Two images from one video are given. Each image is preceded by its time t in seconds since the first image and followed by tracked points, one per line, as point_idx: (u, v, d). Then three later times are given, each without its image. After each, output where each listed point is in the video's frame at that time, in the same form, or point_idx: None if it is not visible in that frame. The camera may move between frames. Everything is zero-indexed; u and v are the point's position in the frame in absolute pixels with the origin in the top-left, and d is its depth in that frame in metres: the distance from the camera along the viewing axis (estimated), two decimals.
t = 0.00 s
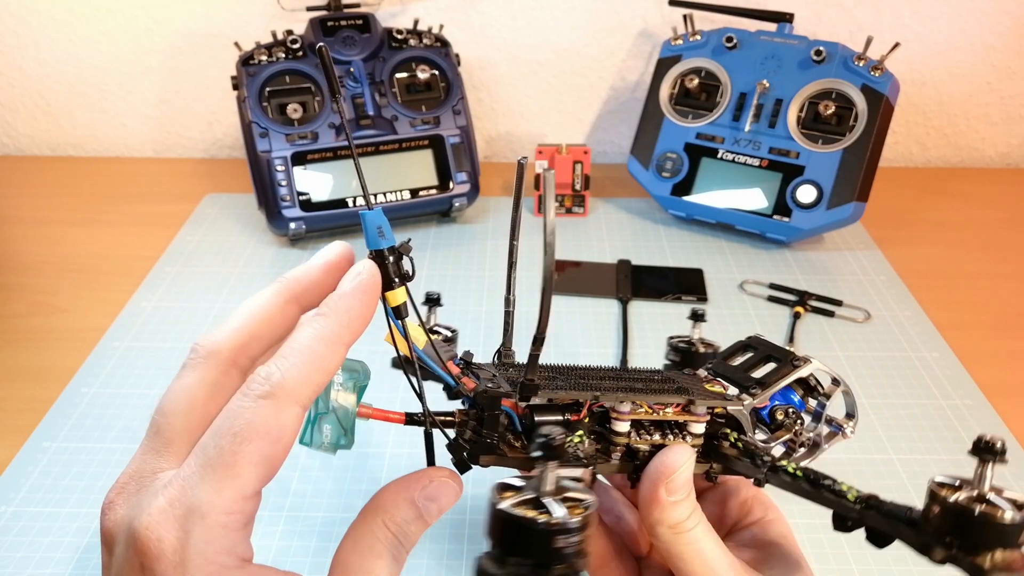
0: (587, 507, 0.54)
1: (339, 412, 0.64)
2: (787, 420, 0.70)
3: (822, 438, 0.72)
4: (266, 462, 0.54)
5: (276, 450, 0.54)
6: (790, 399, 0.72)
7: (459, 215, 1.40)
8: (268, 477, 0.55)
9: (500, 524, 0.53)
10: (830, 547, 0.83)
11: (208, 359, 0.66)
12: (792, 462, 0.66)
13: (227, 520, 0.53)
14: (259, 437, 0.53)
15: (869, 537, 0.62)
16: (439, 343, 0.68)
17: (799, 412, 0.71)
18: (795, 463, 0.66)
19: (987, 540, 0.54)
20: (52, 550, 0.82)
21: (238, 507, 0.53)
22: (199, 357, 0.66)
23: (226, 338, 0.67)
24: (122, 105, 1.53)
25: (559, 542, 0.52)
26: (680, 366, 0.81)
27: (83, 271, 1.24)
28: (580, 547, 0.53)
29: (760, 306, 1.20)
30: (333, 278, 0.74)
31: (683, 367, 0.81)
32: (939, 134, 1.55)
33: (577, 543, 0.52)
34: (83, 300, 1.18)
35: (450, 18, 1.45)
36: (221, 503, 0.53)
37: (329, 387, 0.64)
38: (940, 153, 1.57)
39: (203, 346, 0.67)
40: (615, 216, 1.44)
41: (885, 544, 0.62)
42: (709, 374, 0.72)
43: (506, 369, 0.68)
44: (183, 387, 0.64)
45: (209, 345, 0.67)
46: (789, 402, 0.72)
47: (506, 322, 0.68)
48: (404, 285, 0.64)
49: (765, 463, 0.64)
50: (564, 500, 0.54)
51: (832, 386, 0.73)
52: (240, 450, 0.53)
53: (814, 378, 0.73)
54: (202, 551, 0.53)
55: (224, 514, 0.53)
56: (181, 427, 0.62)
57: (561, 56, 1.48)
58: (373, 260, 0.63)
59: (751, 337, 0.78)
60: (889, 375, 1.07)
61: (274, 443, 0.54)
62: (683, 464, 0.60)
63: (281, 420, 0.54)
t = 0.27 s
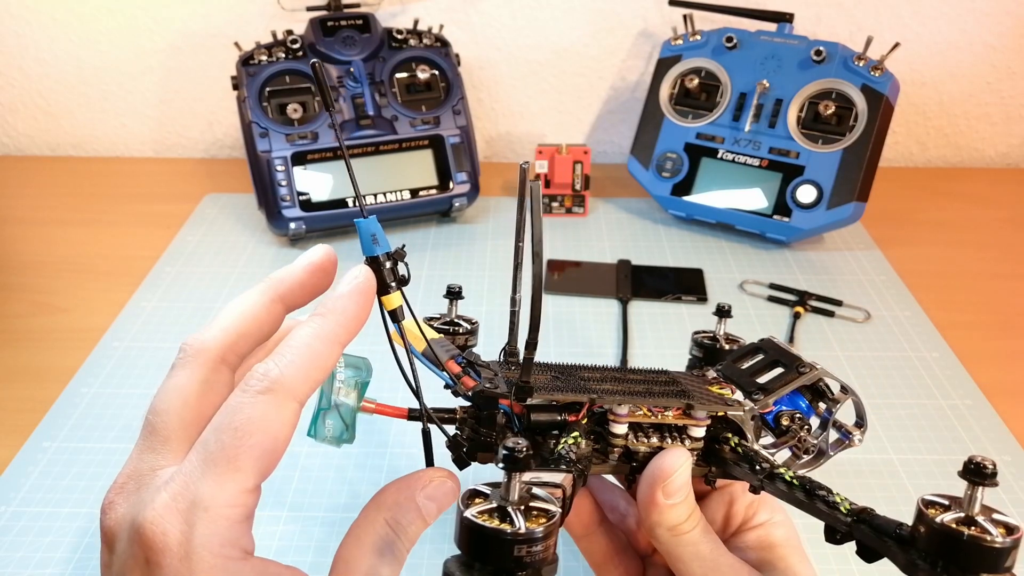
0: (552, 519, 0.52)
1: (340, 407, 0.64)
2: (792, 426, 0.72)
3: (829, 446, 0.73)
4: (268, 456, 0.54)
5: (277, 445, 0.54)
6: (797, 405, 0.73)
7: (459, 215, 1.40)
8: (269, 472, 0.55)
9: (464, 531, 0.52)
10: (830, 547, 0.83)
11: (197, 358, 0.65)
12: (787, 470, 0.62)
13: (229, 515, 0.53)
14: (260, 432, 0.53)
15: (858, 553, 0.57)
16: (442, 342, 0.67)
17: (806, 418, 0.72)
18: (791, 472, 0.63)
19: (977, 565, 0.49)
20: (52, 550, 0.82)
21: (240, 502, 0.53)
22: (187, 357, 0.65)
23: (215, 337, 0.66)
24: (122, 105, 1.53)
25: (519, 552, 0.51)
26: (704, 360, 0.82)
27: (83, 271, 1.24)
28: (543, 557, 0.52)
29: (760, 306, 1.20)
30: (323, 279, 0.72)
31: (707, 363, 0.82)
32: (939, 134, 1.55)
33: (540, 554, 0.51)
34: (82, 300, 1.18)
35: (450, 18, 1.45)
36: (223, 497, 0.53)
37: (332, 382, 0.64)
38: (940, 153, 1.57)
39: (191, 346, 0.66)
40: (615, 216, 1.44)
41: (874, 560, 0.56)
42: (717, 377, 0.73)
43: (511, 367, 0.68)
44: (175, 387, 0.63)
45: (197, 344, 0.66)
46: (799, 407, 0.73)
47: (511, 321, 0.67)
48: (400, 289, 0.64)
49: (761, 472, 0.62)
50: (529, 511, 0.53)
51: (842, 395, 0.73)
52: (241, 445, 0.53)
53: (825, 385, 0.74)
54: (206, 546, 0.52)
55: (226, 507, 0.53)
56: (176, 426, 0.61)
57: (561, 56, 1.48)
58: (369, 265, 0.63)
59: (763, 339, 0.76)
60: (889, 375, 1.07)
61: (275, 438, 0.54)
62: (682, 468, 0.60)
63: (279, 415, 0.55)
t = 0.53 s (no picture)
0: (548, 524, 0.51)
1: (343, 408, 0.65)
2: (796, 428, 0.71)
3: (833, 450, 0.73)
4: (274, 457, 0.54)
5: (282, 445, 0.54)
6: (802, 407, 0.73)
7: (459, 215, 1.40)
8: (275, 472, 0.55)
9: (457, 536, 0.51)
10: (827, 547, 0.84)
11: (200, 361, 0.65)
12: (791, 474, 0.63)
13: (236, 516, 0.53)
14: (266, 433, 0.53)
15: (859, 558, 0.57)
16: (444, 343, 0.68)
17: (810, 421, 0.72)
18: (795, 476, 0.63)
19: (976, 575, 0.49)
20: (52, 550, 0.82)
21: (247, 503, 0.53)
22: (190, 360, 0.65)
23: (217, 340, 0.66)
24: (122, 105, 1.53)
25: (511, 557, 0.49)
26: (710, 360, 0.83)
27: (83, 270, 1.24)
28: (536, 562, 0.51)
29: (760, 306, 1.20)
30: (326, 283, 0.72)
31: (714, 362, 0.82)
32: (939, 134, 1.55)
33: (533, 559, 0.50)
34: (82, 300, 1.18)
35: (450, 18, 1.45)
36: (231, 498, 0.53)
37: (335, 383, 0.65)
38: (940, 152, 1.57)
39: (194, 349, 0.66)
40: (615, 216, 1.44)
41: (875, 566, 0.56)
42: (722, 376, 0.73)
43: (514, 368, 0.67)
44: (179, 389, 0.63)
45: (200, 347, 0.66)
46: (803, 409, 0.73)
47: (515, 322, 0.66)
48: (403, 291, 0.64)
49: (762, 476, 0.62)
50: (524, 515, 0.52)
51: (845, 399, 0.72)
52: (248, 446, 0.53)
53: (830, 387, 0.73)
54: (214, 547, 0.52)
55: (233, 508, 0.53)
56: (182, 427, 0.61)
57: (561, 56, 1.48)
58: (371, 267, 0.63)
59: (768, 341, 0.76)
60: (889, 375, 1.07)
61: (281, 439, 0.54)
62: (684, 470, 0.60)
63: (284, 416, 0.55)
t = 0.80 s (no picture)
0: (554, 521, 0.51)
1: (353, 405, 0.65)
2: (805, 429, 0.72)
3: (842, 450, 0.72)
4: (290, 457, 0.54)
5: (298, 447, 0.55)
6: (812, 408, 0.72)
7: (459, 215, 1.40)
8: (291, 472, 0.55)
9: (464, 533, 0.51)
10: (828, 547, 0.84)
11: (216, 362, 0.65)
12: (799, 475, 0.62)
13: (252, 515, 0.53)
14: (281, 434, 0.54)
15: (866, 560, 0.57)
16: (454, 340, 0.67)
17: (819, 422, 0.72)
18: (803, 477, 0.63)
19: None
20: (53, 550, 0.82)
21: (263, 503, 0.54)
22: (205, 361, 0.65)
23: (232, 340, 0.66)
24: (122, 105, 1.53)
25: (517, 553, 0.50)
26: (721, 360, 0.82)
27: (83, 270, 1.24)
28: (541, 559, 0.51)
29: (760, 306, 1.20)
30: (337, 285, 0.72)
31: (725, 362, 0.82)
32: (939, 134, 1.55)
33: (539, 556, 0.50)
34: (82, 300, 1.18)
35: (450, 18, 1.45)
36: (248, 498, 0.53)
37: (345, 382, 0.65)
38: (940, 152, 1.57)
39: (209, 349, 0.66)
40: (615, 216, 1.44)
41: (882, 568, 0.56)
42: (730, 377, 0.73)
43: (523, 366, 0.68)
44: (194, 390, 0.63)
45: (215, 348, 0.66)
46: (813, 410, 0.73)
47: (525, 320, 0.66)
48: (413, 289, 0.64)
49: (771, 475, 0.62)
50: (530, 512, 0.52)
51: (855, 399, 0.71)
52: (264, 446, 0.53)
53: (841, 388, 0.72)
54: (231, 546, 0.53)
55: (249, 508, 0.53)
56: (199, 428, 0.61)
57: (561, 56, 1.48)
58: (382, 265, 0.63)
59: (779, 342, 0.76)
60: (889, 375, 1.07)
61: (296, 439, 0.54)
62: (694, 469, 0.60)
63: (299, 417, 0.55)
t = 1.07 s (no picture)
0: (567, 515, 0.52)
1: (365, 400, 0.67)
2: (813, 430, 0.71)
3: (849, 450, 0.72)
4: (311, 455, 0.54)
5: (318, 445, 0.54)
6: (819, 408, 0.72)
7: (459, 215, 1.40)
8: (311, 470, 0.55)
9: (479, 526, 0.51)
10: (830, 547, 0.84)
11: (233, 361, 0.64)
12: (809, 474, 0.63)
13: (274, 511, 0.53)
14: (303, 432, 0.54)
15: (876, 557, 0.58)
16: (466, 337, 0.67)
17: (827, 422, 0.72)
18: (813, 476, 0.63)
19: None
20: (53, 550, 0.82)
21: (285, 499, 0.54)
22: (222, 360, 0.64)
23: (249, 340, 0.66)
24: (122, 105, 1.53)
25: (530, 545, 0.50)
26: (729, 361, 0.82)
27: (83, 271, 1.24)
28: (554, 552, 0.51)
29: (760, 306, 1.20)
30: (349, 285, 0.72)
31: (732, 363, 0.82)
32: (939, 134, 1.55)
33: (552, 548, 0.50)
34: (81, 300, 1.18)
35: (450, 18, 1.45)
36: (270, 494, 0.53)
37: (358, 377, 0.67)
38: (940, 152, 1.57)
39: (225, 349, 0.65)
40: (615, 216, 1.44)
41: (890, 566, 0.57)
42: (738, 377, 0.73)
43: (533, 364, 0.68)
44: (212, 389, 0.62)
45: (231, 347, 0.65)
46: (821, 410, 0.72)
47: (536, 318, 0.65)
48: (426, 286, 0.65)
49: (779, 475, 0.62)
50: (543, 506, 0.52)
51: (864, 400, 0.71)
52: (286, 444, 0.53)
53: (849, 389, 0.72)
54: (252, 542, 0.53)
55: (271, 505, 0.53)
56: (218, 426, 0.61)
57: (561, 56, 1.48)
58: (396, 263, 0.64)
59: (788, 342, 0.76)
60: (889, 375, 1.07)
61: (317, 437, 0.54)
62: (702, 468, 0.60)
63: (320, 415, 0.55)
